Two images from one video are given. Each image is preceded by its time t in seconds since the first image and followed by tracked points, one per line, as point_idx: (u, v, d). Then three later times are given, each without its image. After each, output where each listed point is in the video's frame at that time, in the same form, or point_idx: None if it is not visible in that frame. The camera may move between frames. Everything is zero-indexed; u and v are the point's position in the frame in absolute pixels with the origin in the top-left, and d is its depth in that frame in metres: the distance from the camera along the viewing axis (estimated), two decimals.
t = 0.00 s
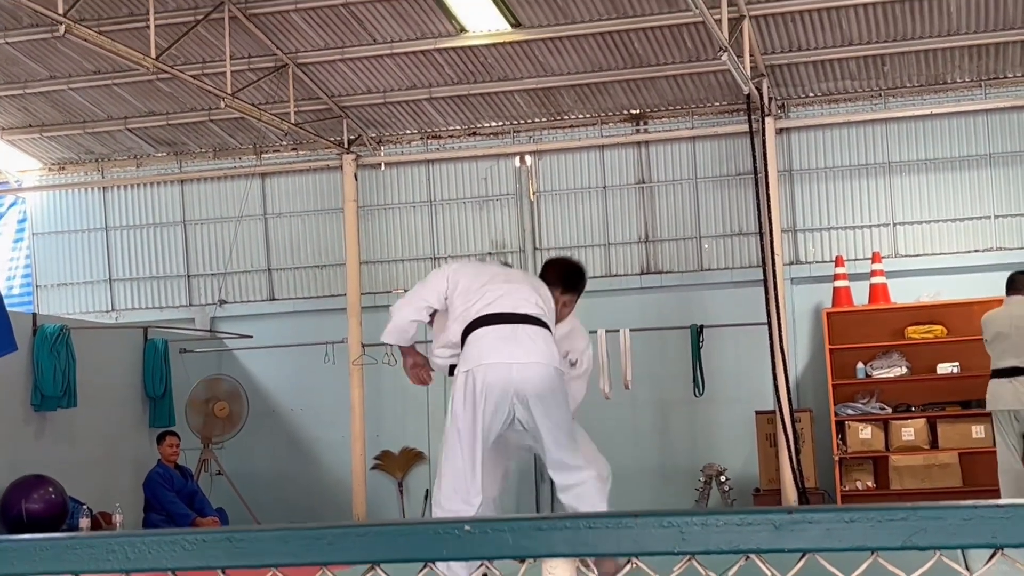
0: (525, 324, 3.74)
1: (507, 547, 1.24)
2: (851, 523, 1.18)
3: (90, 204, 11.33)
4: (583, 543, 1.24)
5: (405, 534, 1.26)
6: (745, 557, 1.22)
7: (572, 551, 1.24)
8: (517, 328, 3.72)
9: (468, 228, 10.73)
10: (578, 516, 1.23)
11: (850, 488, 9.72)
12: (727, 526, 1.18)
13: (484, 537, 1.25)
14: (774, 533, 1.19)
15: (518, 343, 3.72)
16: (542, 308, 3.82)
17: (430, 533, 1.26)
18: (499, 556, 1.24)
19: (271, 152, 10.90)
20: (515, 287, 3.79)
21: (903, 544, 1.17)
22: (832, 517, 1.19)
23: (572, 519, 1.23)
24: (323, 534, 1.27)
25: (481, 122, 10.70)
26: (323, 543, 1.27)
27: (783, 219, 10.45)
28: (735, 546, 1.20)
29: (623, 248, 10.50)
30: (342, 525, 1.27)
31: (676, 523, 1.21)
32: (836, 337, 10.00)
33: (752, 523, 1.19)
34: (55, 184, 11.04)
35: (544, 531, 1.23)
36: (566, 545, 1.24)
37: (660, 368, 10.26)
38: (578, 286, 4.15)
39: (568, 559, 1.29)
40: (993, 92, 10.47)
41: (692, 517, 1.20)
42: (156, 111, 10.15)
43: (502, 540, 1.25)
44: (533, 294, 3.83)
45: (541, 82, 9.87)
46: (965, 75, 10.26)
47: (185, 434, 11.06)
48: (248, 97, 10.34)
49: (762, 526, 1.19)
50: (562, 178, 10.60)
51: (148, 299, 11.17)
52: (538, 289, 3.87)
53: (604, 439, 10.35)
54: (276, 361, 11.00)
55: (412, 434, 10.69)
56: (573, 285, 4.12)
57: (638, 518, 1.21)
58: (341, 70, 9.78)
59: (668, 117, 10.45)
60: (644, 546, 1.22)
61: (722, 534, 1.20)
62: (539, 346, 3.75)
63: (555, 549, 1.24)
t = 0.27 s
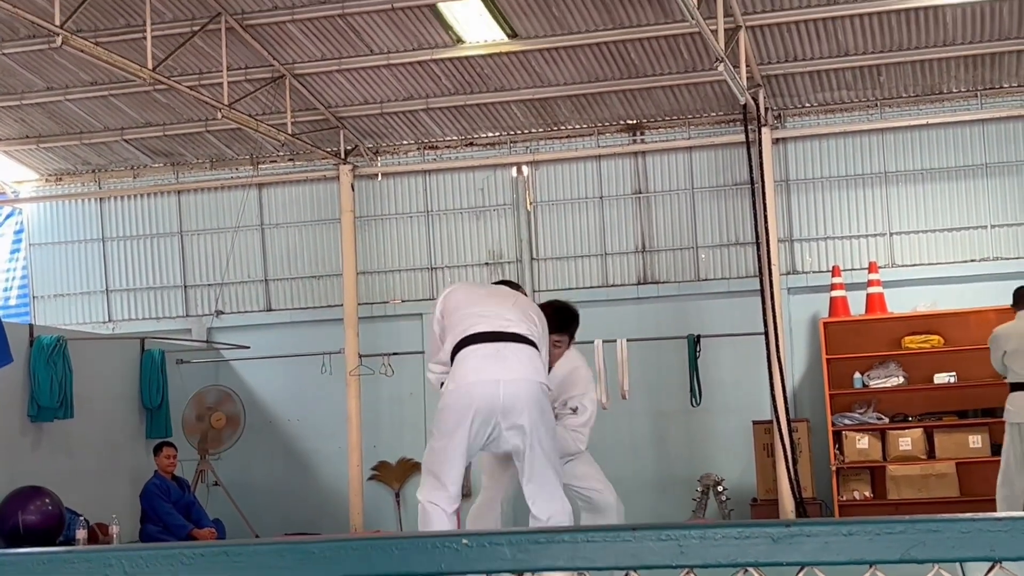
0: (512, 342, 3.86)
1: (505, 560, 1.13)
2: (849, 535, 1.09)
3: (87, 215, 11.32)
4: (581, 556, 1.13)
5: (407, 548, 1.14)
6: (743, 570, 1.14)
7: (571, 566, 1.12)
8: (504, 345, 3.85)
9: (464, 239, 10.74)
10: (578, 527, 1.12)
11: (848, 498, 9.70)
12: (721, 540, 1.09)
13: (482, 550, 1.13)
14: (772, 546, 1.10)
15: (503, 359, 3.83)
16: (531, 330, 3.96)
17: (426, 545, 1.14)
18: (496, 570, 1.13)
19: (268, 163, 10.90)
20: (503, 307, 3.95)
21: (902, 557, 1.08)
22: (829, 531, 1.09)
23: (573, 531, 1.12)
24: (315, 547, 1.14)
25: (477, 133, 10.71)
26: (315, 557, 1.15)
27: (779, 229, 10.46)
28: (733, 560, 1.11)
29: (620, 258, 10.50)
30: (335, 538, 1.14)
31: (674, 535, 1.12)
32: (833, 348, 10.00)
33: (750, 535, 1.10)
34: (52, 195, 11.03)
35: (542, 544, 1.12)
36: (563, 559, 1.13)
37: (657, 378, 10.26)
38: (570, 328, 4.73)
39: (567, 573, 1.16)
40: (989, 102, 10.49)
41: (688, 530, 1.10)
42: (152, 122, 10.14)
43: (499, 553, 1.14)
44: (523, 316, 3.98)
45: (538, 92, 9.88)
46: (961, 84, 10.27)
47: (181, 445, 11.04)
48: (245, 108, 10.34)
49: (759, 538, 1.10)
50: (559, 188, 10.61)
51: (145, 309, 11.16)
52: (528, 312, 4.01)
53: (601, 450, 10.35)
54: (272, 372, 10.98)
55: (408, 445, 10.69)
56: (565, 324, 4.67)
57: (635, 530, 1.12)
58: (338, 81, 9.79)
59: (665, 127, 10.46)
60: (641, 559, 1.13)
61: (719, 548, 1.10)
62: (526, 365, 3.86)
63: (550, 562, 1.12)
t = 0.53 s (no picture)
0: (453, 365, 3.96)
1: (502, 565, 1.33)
2: (844, 542, 1.38)
3: (84, 222, 11.32)
4: (579, 561, 1.47)
5: (399, 554, 1.50)
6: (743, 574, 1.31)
7: (565, 569, 1.46)
8: (443, 369, 3.97)
9: (462, 244, 10.71)
10: (572, 536, 1.46)
11: (845, 503, 9.68)
12: (719, 544, 1.41)
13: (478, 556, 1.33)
14: (768, 551, 1.41)
15: (441, 383, 3.95)
16: (479, 349, 4.02)
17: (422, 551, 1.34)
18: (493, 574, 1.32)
19: (265, 169, 10.89)
20: (449, 328, 4.06)
21: (896, 562, 1.36)
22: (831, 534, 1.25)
23: (570, 540, 1.46)
24: (313, 555, 1.50)
25: (475, 139, 10.71)
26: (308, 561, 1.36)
27: (777, 235, 10.45)
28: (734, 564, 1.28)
29: (617, 264, 10.50)
30: (334, 547, 1.50)
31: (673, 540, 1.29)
32: (830, 353, 10.00)
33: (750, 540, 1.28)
34: (49, 201, 11.03)
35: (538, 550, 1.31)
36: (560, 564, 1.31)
37: (654, 384, 10.26)
38: (573, 310, 4.62)
39: None
40: (985, 108, 10.50)
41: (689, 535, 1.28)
42: (150, 128, 10.15)
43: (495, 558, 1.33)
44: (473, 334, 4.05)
45: (535, 99, 9.89)
46: (957, 91, 10.29)
47: (179, 451, 11.04)
48: (242, 114, 10.35)
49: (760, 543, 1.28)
50: (556, 194, 10.60)
51: (142, 316, 11.15)
52: (478, 328, 4.06)
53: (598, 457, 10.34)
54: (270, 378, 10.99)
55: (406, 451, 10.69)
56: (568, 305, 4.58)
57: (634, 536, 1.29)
58: (335, 87, 9.80)
59: (662, 134, 10.46)
60: (636, 564, 1.45)
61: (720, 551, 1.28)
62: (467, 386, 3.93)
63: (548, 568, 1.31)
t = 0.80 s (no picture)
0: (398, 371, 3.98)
1: (494, 569, 1.47)
2: (840, 546, 1.40)
3: (82, 225, 11.31)
4: (572, 566, 1.45)
5: (393, 559, 1.48)
6: None
7: (559, 574, 1.45)
8: (389, 374, 3.99)
9: (459, 247, 10.71)
10: (568, 543, 1.44)
11: (843, 506, 9.66)
12: (714, 550, 1.41)
13: (473, 560, 1.47)
14: (763, 556, 1.42)
15: (383, 388, 3.97)
16: (427, 358, 4.00)
17: (418, 556, 1.48)
18: None
19: (263, 172, 10.89)
20: (404, 332, 4.08)
21: (892, 567, 1.38)
22: (821, 542, 1.40)
23: (565, 545, 1.45)
24: (306, 559, 1.50)
25: (472, 142, 10.70)
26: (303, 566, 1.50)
27: (774, 237, 10.44)
28: (726, 569, 1.43)
29: (614, 267, 10.50)
30: (326, 553, 1.49)
31: (666, 548, 1.44)
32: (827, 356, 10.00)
33: (740, 547, 1.43)
34: (46, 204, 11.02)
35: (532, 554, 1.45)
36: (553, 569, 1.45)
37: (652, 387, 10.26)
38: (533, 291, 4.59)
39: None
40: (982, 111, 10.51)
41: (681, 542, 1.43)
42: (147, 131, 10.15)
43: (489, 563, 1.47)
44: (427, 339, 4.02)
45: (532, 101, 9.89)
46: (954, 94, 10.30)
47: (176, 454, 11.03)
48: (240, 117, 10.36)
49: (751, 549, 1.43)
50: (554, 197, 10.60)
51: (139, 318, 11.15)
52: (427, 331, 4.03)
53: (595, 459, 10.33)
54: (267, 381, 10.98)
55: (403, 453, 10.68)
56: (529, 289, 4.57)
57: (627, 542, 1.44)
58: (332, 90, 9.80)
59: (659, 136, 10.46)
60: (631, 567, 1.45)
61: (711, 558, 1.43)
62: (407, 395, 3.93)
63: (541, 571, 1.46)
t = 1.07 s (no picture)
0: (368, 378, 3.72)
1: (491, 565, 1.43)
2: (836, 542, 1.34)
3: (80, 222, 11.30)
4: (567, 562, 1.43)
5: (390, 556, 1.44)
6: None
7: (554, 569, 1.42)
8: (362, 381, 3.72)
9: (458, 244, 10.70)
10: (562, 537, 1.41)
11: (841, 503, 9.67)
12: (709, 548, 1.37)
13: (468, 557, 1.43)
14: (759, 553, 1.37)
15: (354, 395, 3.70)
16: (402, 353, 3.75)
17: (414, 551, 1.45)
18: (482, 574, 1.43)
19: (262, 169, 10.88)
20: (379, 338, 3.83)
21: (888, 563, 1.33)
22: (818, 538, 1.34)
23: (558, 541, 1.42)
24: (303, 556, 1.46)
25: (471, 139, 10.69)
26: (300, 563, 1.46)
27: (773, 234, 10.44)
28: (721, 565, 1.39)
29: (614, 264, 10.49)
30: (322, 548, 1.46)
31: (662, 544, 1.40)
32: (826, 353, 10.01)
33: (737, 542, 1.38)
34: (46, 201, 11.02)
35: (528, 551, 1.42)
36: (549, 565, 1.42)
37: (651, 384, 10.26)
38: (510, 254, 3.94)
39: None
40: (982, 108, 10.50)
41: (678, 538, 1.38)
42: (146, 128, 10.14)
43: (485, 559, 1.44)
44: (398, 336, 3.76)
45: (532, 98, 9.89)
46: (954, 91, 10.29)
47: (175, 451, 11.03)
48: (239, 114, 10.35)
49: (747, 545, 1.38)
50: (553, 194, 10.59)
51: (138, 315, 11.14)
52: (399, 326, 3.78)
53: (594, 456, 10.33)
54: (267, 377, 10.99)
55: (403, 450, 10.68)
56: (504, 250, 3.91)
57: (623, 538, 1.40)
58: (332, 87, 9.79)
59: (658, 133, 10.45)
60: (629, 565, 1.41)
61: (708, 554, 1.38)
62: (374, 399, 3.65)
63: (537, 568, 1.43)
